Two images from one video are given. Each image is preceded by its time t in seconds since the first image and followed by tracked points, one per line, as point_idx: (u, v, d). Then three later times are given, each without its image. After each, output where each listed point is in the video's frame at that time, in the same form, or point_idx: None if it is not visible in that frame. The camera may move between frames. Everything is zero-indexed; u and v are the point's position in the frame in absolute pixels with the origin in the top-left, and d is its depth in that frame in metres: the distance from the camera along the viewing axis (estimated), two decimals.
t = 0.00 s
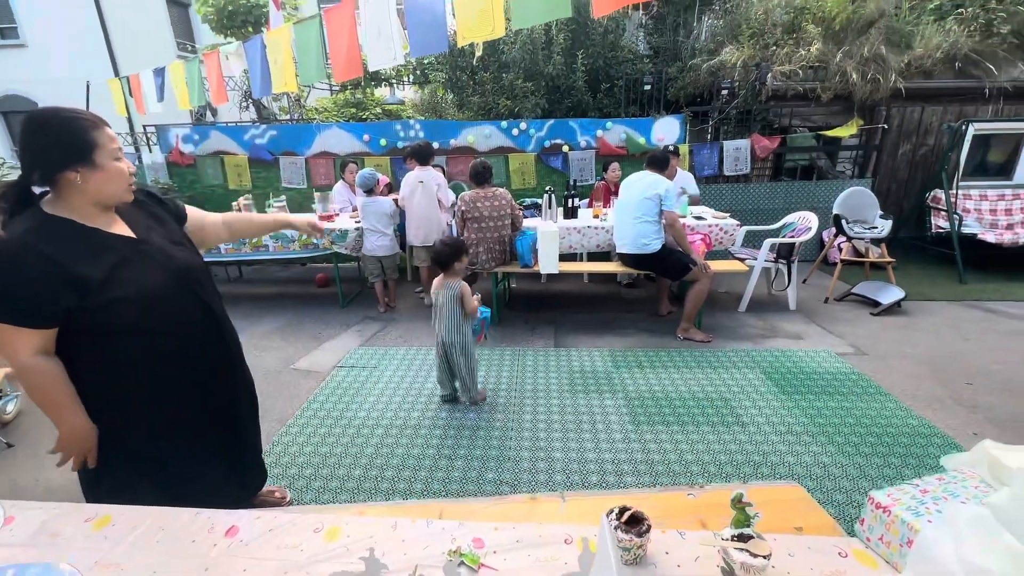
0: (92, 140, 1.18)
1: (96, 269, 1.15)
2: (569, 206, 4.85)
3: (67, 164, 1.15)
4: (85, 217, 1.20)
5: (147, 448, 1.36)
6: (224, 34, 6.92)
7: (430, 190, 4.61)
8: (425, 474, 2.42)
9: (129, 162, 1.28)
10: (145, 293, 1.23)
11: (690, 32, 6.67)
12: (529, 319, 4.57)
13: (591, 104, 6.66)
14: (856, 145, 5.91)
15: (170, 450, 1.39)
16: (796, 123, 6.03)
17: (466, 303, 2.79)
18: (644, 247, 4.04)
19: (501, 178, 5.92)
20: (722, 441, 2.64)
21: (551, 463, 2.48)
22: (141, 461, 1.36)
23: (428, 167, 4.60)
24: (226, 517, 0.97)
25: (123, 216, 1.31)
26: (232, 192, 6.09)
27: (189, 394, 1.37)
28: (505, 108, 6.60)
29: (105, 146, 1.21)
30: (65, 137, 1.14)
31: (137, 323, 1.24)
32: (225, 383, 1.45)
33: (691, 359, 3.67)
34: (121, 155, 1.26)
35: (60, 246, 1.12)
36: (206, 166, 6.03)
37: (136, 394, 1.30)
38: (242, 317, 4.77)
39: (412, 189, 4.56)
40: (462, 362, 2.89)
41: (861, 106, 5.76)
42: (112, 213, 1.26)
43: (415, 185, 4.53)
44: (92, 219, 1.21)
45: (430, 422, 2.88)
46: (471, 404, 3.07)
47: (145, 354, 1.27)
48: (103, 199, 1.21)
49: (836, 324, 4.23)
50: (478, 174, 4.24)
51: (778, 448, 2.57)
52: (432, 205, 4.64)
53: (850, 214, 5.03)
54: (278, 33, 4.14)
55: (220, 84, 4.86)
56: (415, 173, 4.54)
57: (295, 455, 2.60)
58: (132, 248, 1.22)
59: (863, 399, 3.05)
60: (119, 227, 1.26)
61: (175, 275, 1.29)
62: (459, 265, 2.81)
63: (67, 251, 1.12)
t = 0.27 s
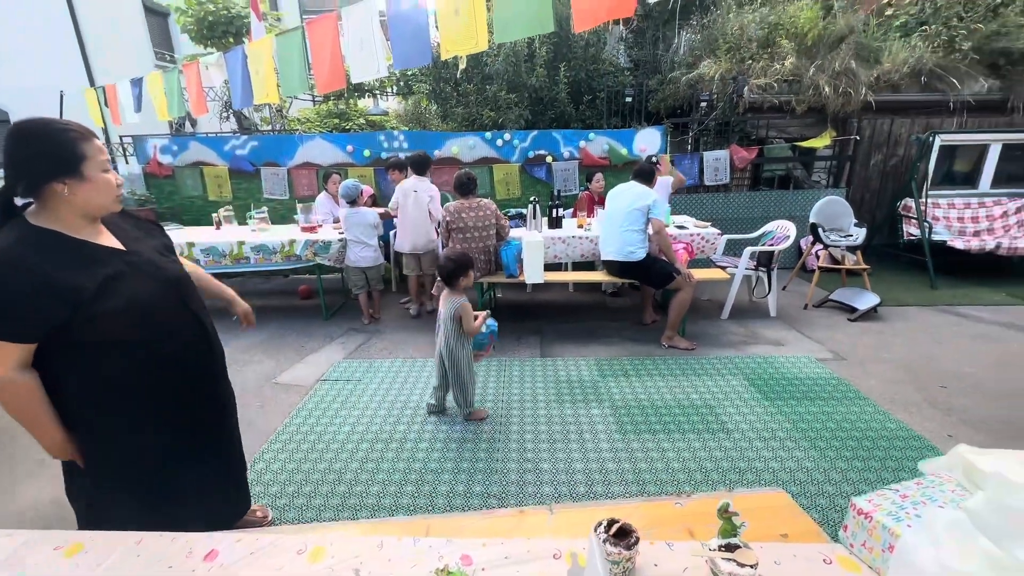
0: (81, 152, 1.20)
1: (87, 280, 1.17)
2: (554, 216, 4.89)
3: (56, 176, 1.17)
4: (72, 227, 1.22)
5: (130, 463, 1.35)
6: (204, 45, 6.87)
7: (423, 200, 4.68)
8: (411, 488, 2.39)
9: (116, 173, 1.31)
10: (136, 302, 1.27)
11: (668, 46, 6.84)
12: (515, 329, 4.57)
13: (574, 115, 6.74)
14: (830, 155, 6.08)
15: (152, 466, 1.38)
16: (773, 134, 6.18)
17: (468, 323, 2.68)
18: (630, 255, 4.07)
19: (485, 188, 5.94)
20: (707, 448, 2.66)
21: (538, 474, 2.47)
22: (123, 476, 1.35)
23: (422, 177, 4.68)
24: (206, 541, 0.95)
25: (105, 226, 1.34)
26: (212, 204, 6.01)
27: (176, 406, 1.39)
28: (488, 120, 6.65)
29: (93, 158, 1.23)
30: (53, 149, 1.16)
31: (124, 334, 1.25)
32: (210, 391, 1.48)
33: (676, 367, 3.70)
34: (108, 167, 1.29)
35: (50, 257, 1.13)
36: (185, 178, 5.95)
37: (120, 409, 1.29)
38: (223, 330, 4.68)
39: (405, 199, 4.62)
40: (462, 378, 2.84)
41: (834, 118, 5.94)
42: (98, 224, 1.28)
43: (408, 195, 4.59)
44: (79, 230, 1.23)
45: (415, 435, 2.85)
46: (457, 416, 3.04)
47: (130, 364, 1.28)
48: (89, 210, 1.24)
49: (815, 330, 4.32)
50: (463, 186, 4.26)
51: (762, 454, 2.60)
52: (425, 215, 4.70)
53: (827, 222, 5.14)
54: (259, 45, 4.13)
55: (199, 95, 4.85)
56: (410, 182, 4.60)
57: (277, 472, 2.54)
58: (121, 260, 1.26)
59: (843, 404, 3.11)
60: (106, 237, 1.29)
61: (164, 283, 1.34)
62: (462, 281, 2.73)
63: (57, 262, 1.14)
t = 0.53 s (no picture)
0: (38, 163, 1.17)
1: (55, 295, 1.15)
2: (530, 226, 4.91)
3: (10, 187, 1.13)
4: (26, 240, 1.18)
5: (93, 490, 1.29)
6: (171, 54, 6.73)
7: (404, 211, 4.70)
8: (388, 506, 2.33)
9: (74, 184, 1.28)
10: (103, 318, 1.23)
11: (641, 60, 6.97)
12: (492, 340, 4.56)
13: (549, 126, 6.82)
14: (796, 167, 6.29)
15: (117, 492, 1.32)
16: (741, 146, 6.36)
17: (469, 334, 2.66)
18: (606, 265, 4.12)
19: (462, 199, 5.93)
20: (685, 456, 2.69)
21: (518, 488, 2.45)
22: (86, 505, 1.29)
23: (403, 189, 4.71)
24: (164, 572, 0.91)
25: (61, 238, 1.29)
26: (180, 215, 5.84)
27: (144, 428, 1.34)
28: (464, 131, 6.67)
29: (50, 169, 1.20)
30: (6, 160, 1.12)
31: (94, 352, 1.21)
32: (180, 412, 1.43)
33: (653, 375, 3.74)
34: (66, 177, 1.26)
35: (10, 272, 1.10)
36: (151, 189, 5.78)
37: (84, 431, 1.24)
38: (191, 346, 4.54)
39: (385, 209, 4.65)
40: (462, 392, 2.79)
41: (799, 131, 6.16)
42: (54, 236, 1.24)
43: (388, 206, 4.62)
44: (34, 242, 1.19)
45: (392, 451, 2.80)
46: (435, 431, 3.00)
47: (98, 383, 1.24)
48: (44, 222, 1.20)
49: (786, 336, 4.43)
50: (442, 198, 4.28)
51: (738, 460, 2.64)
52: (405, 226, 4.72)
53: (794, 230, 5.30)
54: (228, 54, 4.07)
55: (165, 104, 4.71)
56: (390, 193, 4.65)
57: (246, 494, 2.45)
58: (88, 274, 1.22)
59: (814, 408, 3.18)
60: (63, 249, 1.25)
61: (130, 297, 1.32)
62: (461, 292, 2.71)
63: (22, 277, 1.11)
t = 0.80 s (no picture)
0: None
1: None
2: (492, 233, 4.88)
3: None
4: None
5: (40, 512, 1.04)
6: (113, 53, 6.39)
7: (363, 218, 4.59)
8: (340, 527, 2.24)
9: None
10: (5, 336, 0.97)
11: (601, 69, 7.21)
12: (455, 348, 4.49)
13: (512, 134, 6.79)
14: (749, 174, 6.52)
15: (70, 513, 1.07)
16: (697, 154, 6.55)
17: (450, 342, 2.58)
18: (567, 271, 4.13)
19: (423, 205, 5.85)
20: (644, 461, 2.71)
21: (477, 500, 2.40)
22: None
23: (362, 195, 4.60)
24: None
25: None
26: (121, 223, 5.52)
27: (100, 430, 1.11)
28: (426, 136, 6.60)
29: None
30: None
31: (24, 340, 1.00)
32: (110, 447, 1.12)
33: (614, 379, 3.76)
34: None
35: None
36: (88, 195, 5.44)
37: (21, 436, 1.01)
38: (133, 362, 4.27)
39: (344, 215, 4.53)
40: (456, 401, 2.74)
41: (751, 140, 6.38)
42: None
43: (347, 212, 4.52)
44: None
45: (347, 466, 2.70)
46: (393, 444, 2.92)
47: (36, 379, 1.02)
48: None
49: (741, 338, 4.55)
50: (400, 204, 4.21)
51: (696, 463, 2.68)
52: (365, 233, 4.61)
53: (748, 235, 5.48)
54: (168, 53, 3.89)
55: (99, 105, 4.44)
56: (348, 199, 4.53)
57: (187, 520, 2.31)
58: None
59: (768, 407, 3.28)
60: None
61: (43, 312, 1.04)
62: (445, 300, 2.63)
63: None
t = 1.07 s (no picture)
0: None
1: None
2: (454, 238, 4.83)
3: None
4: None
5: None
6: (49, 49, 6.00)
7: (321, 223, 4.45)
8: (290, 548, 2.15)
9: None
10: None
11: (564, 75, 7.31)
12: (417, 356, 4.41)
13: (476, 138, 6.77)
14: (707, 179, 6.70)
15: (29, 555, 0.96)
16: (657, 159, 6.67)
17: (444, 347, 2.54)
18: (529, 276, 4.12)
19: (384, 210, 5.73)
20: (605, 465, 2.72)
21: (436, 512, 2.35)
22: None
23: (319, 199, 4.46)
24: None
25: None
26: (57, 230, 5.18)
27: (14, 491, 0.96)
28: (388, 140, 6.50)
29: None
30: None
31: None
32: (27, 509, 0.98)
33: (577, 383, 3.78)
34: None
35: None
36: (19, 200, 5.08)
37: None
38: (69, 380, 4.00)
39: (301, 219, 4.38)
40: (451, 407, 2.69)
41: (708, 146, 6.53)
42: None
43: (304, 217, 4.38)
44: None
45: (300, 483, 2.60)
46: (350, 457, 2.83)
47: None
48: None
49: (700, 340, 4.65)
50: (356, 208, 4.10)
51: (654, 465, 2.71)
52: (323, 238, 4.47)
53: (706, 239, 5.63)
54: (102, 50, 3.69)
55: (26, 103, 4.16)
56: (304, 203, 4.38)
57: (123, 549, 2.17)
58: None
59: (724, 407, 3.36)
60: None
61: None
62: (439, 305, 2.59)
63: None
